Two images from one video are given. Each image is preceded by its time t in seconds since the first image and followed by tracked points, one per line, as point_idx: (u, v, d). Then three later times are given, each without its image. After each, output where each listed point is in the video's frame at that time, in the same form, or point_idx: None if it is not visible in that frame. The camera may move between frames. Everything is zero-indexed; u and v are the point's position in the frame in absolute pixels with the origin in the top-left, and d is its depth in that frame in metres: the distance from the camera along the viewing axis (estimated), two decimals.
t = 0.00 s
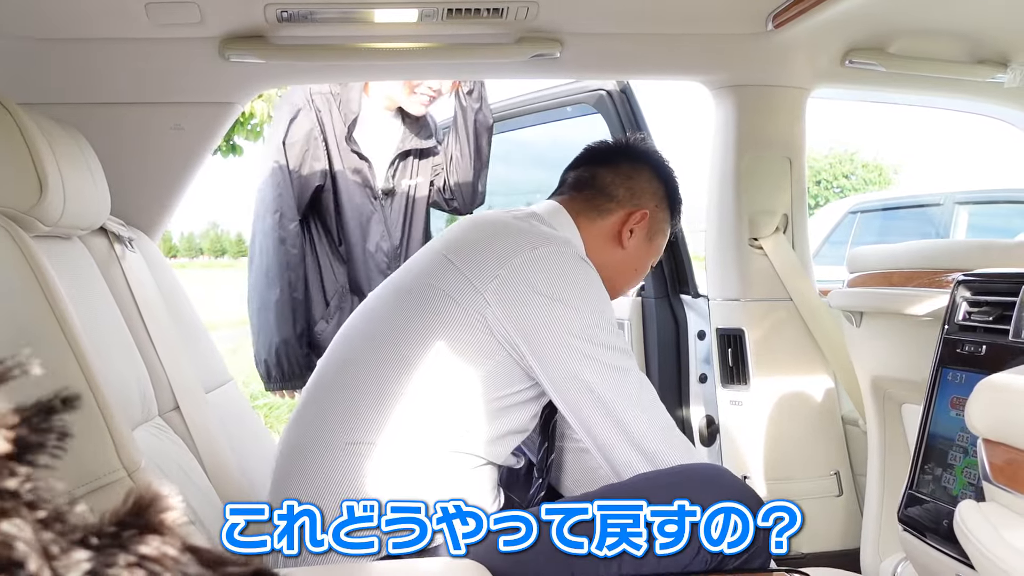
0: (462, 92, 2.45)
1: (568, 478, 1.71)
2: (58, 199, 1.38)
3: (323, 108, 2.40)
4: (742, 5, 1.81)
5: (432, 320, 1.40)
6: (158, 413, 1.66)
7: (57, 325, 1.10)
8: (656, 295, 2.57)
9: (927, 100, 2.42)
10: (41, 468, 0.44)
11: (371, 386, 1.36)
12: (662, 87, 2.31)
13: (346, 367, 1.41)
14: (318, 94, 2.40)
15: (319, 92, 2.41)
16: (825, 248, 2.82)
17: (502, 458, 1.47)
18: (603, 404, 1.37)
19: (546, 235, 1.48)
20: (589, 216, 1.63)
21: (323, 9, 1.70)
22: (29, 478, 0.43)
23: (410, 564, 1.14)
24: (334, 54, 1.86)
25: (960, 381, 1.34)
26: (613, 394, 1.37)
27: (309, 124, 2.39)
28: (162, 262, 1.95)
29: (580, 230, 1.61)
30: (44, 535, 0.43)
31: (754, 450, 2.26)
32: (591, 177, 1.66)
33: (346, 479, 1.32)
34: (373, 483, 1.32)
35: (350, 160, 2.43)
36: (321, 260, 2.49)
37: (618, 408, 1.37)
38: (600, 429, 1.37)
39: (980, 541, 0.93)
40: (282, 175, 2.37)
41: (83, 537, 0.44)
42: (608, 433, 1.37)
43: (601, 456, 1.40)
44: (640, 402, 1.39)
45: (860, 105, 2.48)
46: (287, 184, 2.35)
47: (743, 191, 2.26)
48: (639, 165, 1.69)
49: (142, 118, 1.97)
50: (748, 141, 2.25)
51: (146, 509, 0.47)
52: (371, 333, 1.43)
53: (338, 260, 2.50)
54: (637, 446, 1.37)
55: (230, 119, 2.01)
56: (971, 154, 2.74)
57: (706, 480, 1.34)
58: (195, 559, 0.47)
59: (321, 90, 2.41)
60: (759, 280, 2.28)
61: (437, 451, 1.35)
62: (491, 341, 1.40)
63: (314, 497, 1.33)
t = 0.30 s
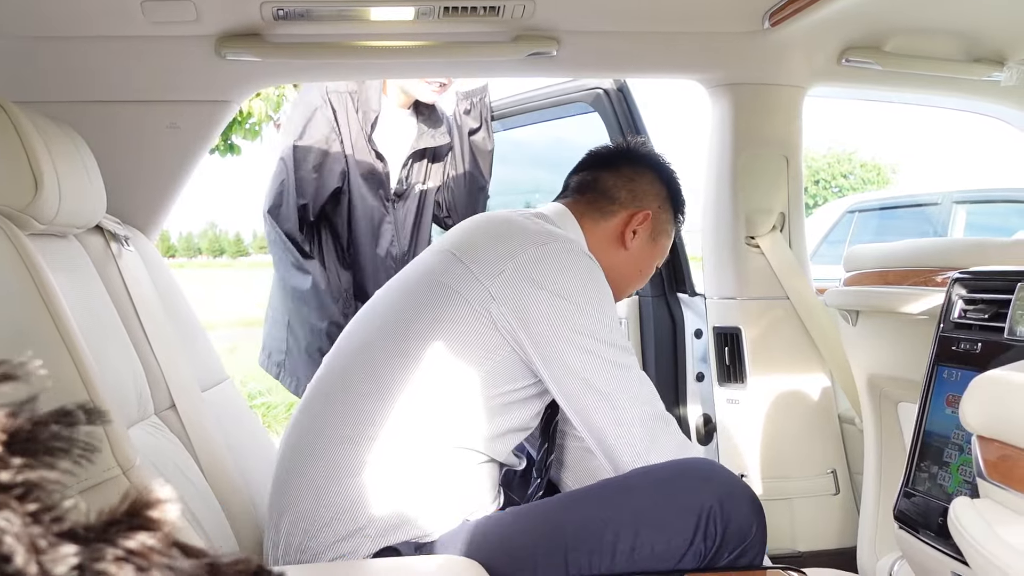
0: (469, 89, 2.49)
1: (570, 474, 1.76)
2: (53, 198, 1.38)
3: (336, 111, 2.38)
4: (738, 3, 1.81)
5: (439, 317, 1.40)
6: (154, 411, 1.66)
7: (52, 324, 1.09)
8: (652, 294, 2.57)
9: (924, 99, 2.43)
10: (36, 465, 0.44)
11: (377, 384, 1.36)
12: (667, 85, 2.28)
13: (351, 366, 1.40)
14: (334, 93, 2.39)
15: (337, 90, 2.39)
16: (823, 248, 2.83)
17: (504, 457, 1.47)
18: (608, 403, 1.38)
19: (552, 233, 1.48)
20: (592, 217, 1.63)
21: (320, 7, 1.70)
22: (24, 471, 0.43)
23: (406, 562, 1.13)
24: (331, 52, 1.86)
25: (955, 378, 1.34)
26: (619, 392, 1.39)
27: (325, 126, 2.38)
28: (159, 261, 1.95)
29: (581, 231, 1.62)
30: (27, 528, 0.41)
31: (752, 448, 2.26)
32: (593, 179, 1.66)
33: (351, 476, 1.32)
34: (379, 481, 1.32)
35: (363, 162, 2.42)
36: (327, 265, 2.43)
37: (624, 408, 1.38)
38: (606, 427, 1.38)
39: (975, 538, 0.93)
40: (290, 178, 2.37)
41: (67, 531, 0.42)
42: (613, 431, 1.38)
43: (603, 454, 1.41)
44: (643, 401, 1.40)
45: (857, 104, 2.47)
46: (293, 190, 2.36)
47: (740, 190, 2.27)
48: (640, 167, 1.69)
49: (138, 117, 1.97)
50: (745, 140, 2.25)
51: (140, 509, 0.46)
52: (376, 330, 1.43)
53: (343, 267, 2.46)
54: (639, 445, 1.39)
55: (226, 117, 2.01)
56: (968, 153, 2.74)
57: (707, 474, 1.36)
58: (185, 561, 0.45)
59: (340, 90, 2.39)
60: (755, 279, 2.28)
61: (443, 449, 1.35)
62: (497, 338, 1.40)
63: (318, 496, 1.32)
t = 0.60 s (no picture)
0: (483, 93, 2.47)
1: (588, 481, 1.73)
2: (48, 202, 1.38)
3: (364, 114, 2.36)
4: (736, 7, 1.80)
5: (464, 322, 1.40)
6: (149, 416, 1.66)
7: (46, 330, 1.09)
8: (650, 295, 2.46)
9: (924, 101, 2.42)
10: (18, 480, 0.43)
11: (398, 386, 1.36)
12: (666, 88, 2.26)
13: (373, 364, 1.41)
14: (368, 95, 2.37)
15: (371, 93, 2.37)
16: (820, 248, 2.81)
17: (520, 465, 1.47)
18: (629, 414, 1.37)
19: (584, 243, 1.48)
20: (623, 225, 1.62)
21: (316, 10, 1.69)
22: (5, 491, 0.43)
23: (402, 569, 1.13)
24: (328, 56, 1.85)
25: (952, 384, 1.34)
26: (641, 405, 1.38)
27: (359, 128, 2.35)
28: (157, 265, 1.95)
29: (613, 242, 1.60)
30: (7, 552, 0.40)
31: (752, 451, 2.25)
32: (624, 188, 1.64)
33: (366, 478, 1.31)
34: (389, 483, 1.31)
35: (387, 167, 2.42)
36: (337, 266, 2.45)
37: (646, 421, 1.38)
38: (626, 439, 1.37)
39: (972, 548, 0.92)
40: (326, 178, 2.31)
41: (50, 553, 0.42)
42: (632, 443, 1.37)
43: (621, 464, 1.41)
44: (667, 417, 1.39)
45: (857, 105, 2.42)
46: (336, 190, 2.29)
47: (737, 192, 2.27)
48: (672, 172, 1.66)
49: (135, 120, 1.97)
50: (742, 143, 2.25)
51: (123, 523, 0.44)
52: (402, 333, 1.42)
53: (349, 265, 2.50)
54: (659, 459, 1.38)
55: (222, 120, 2.00)
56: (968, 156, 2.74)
57: (707, 476, 1.35)
58: None
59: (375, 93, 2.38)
60: (753, 282, 2.28)
61: (457, 454, 1.35)
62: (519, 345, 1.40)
63: (326, 491, 1.32)
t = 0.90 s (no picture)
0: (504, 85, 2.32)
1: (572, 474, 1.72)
2: (47, 197, 1.37)
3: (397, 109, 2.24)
4: (736, 3, 1.81)
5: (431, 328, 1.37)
6: (148, 412, 1.66)
7: (46, 325, 1.09)
8: (650, 293, 2.49)
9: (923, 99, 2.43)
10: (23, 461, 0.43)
11: (366, 396, 1.34)
12: (659, 87, 2.27)
13: (341, 372, 1.38)
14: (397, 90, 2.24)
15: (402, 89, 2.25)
16: (819, 247, 2.83)
17: (497, 469, 1.45)
18: (603, 419, 1.35)
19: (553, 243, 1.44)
20: (595, 212, 1.59)
21: (315, 6, 1.69)
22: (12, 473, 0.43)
23: (402, 564, 1.13)
24: (328, 52, 1.85)
25: (952, 379, 1.34)
26: (615, 409, 1.36)
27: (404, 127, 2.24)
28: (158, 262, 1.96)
29: (585, 231, 1.58)
30: (14, 534, 0.40)
31: (751, 448, 2.25)
32: (596, 173, 1.61)
33: (335, 491, 1.31)
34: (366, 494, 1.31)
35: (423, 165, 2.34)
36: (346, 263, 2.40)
37: (620, 425, 1.35)
38: (603, 443, 1.35)
39: (972, 540, 0.92)
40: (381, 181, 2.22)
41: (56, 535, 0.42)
42: (609, 448, 1.35)
43: (601, 466, 1.39)
44: (644, 418, 1.38)
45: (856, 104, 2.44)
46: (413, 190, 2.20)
47: (737, 189, 2.27)
48: (645, 154, 1.64)
49: (135, 116, 1.97)
50: (742, 140, 2.25)
51: (124, 507, 0.44)
52: (365, 341, 1.39)
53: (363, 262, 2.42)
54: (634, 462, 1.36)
55: (222, 117, 2.00)
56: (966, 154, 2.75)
57: (700, 479, 1.36)
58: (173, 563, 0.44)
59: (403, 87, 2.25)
60: (752, 279, 2.28)
61: (434, 463, 1.33)
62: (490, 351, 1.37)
63: (305, 504, 1.32)
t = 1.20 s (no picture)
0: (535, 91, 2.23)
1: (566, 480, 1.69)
2: (49, 196, 1.37)
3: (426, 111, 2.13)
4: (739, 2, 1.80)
5: (409, 333, 1.34)
6: (150, 412, 1.65)
7: (50, 325, 1.08)
8: (651, 292, 2.50)
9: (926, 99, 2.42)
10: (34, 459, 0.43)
11: (347, 404, 1.32)
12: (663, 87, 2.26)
13: (322, 380, 1.36)
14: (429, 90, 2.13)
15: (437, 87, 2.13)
16: (820, 248, 2.96)
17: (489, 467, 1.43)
18: (590, 421, 1.33)
19: (529, 239, 1.41)
20: (577, 201, 1.54)
21: (318, 6, 1.68)
22: (25, 474, 0.43)
23: (408, 565, 1.13)
24: (330, 52, 1.85)
25: (956, 381, 1.34)
26: (600, 408, 1.34)
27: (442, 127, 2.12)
28: (160, 262, 1.95)
29: (568, 220, 1.53)
30: (28, 534, 0.40)
31: (754, 448, 2.25)
32: (577, 161, 1.56)
33: (319, 498, 1.31)
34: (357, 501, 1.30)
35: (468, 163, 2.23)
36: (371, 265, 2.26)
37: (604, 424, 1.34)
38: (589, 440, 1.34)
39: (977, 540, 0.92)
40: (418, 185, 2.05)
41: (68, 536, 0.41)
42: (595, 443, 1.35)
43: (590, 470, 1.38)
44: (631, 416, 1.35)
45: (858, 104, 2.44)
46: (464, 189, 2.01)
47: (740, 189, 2.26)
48: (627, 137, 1.58)
49: (137, 116, 1.96)
50: (744, 140, 2.25)
51: (133, 507, 0.44)
52: (345, 347, 1.37)
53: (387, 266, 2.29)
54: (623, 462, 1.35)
55: (224, 116, 2.00)
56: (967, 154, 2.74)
57: (702, 481, 1.34)
58: (185, 565, 0.44)
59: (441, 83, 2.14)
60: (754, 280, 2.27)
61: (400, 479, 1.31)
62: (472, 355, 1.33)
63: (291, 513, 1.31)
